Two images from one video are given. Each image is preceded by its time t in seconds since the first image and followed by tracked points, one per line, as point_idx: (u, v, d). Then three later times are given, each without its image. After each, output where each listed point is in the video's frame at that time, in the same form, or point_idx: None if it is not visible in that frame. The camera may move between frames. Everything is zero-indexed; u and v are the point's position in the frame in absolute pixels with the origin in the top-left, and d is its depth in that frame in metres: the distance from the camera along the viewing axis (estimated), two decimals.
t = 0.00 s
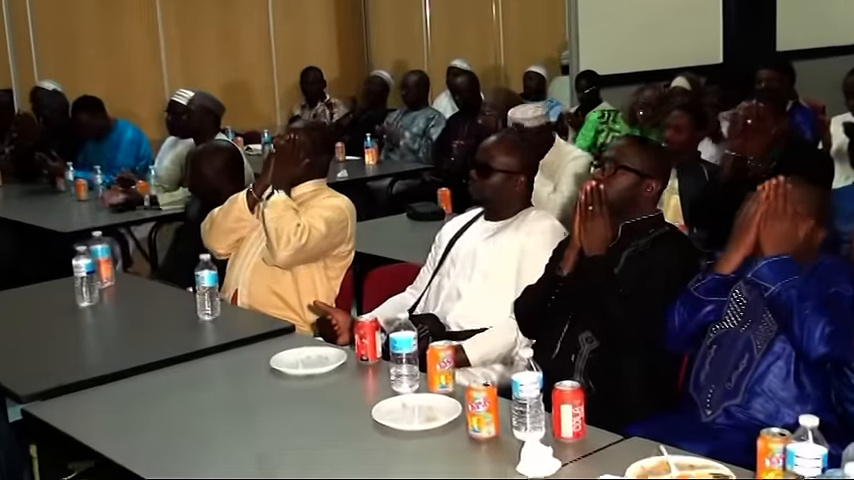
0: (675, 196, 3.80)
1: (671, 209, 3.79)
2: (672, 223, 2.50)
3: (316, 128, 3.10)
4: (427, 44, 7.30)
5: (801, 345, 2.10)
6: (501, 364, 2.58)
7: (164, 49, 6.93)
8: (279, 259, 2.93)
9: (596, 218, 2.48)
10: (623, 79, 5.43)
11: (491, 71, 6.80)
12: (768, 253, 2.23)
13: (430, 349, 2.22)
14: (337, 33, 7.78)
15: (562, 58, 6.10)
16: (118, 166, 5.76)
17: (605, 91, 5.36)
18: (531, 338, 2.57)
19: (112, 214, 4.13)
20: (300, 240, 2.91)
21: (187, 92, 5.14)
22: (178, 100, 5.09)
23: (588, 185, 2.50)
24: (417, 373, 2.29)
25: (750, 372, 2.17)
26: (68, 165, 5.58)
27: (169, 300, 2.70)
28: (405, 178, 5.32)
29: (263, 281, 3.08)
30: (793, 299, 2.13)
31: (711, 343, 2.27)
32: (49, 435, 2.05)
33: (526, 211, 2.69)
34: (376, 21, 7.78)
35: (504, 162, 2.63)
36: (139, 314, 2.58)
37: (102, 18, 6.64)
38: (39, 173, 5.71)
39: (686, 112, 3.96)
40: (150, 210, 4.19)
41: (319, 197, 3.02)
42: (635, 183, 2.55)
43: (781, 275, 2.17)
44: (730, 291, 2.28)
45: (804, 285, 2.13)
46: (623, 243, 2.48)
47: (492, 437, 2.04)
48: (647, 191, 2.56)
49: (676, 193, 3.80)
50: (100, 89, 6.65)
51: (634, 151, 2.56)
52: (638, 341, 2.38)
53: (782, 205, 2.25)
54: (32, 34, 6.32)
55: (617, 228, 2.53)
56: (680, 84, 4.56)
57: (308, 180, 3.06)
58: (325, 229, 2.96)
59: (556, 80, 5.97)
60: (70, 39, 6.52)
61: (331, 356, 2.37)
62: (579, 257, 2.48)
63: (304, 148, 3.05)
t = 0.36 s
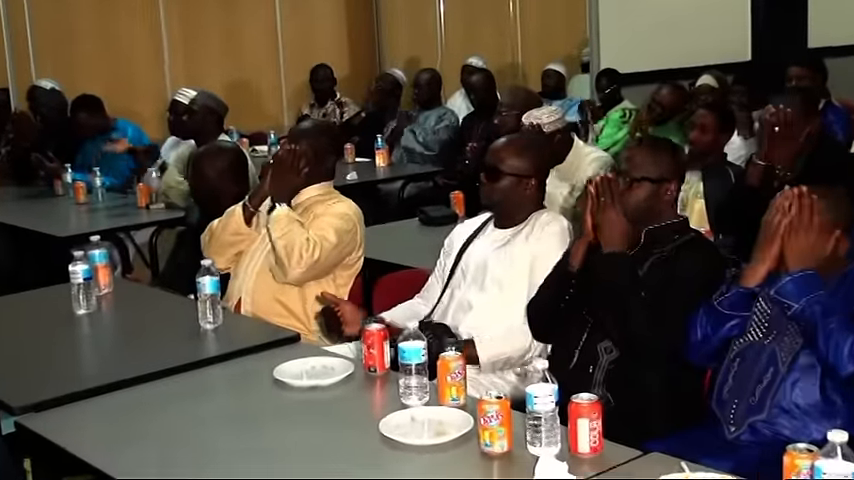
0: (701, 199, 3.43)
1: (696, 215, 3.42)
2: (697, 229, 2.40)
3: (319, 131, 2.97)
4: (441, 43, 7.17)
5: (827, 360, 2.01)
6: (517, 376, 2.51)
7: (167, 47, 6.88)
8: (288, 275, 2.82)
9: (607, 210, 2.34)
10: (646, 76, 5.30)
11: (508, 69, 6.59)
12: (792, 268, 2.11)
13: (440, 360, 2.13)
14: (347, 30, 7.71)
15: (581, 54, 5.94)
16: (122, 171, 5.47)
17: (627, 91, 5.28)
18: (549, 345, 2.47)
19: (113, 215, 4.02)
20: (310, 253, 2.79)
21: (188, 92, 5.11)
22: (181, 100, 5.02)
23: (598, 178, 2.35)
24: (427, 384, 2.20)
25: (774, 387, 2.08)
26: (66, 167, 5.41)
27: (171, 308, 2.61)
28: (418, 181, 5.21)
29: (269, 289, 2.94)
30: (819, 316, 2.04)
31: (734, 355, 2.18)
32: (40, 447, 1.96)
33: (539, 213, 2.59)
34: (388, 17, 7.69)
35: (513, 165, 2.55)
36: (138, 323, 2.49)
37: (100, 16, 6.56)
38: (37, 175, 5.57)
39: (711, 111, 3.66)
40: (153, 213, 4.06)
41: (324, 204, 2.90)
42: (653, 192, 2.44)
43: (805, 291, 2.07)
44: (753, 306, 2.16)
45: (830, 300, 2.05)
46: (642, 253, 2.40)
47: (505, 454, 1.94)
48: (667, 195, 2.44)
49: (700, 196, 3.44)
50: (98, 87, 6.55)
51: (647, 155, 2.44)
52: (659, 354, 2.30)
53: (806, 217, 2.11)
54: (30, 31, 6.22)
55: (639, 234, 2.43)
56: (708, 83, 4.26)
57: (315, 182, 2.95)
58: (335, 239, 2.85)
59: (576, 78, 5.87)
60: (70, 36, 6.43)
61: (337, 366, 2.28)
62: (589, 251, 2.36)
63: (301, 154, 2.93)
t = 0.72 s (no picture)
0: (718, 202, 3.29)
1: (712, 218, 3.28)
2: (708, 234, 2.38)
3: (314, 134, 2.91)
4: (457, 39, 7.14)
5: (840, 371, 1.96)
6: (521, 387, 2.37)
7: (176, 39, 6.77)
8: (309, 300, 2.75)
9: (625, 213, 2.35)
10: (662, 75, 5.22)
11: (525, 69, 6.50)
12: (805, 281, 2.08)
13: (445, 367, 2.09)
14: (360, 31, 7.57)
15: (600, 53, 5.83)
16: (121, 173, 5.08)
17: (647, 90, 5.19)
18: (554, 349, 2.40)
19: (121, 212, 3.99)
20: (333, 278, 2.72)
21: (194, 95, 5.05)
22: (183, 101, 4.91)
23: (617, 178, 2.38)
24: (433, 391, 2.17)
25: (786, 395, 2.01)
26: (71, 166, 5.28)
27: (176, 312, 2.59)
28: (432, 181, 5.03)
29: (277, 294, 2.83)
30: (834, 328, 1.97)
31: (747, 363, 2.11)
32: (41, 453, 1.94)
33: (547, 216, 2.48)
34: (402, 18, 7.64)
35: (517, 170, 2.47)
36: (142, 327, 2.48)
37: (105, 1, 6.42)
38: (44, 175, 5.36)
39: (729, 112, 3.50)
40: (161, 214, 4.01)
41: (330, 214, 2.79)
42: (657, 202, 2.38)
43: (819, 301, 2.02)
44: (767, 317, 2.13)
45: (843, 311, 1.97)
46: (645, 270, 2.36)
47: (510, 463, 1.90)
48: (673, 202, 2.40)
49: (718, 199, 3.29)
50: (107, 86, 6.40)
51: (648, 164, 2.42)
52: (668, 361, 2.28)
53: (821, 231, 2.10)
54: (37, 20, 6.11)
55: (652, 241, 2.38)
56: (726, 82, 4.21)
57: (320, 189, 2.85)
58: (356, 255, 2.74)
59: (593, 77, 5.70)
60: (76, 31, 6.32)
61: (342, 373, 2.26)
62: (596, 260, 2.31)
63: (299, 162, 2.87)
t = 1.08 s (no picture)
0: (736, 207, 3.33)
1: (730, 223, 3.30)
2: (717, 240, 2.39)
3: (314, 139, 2.88)
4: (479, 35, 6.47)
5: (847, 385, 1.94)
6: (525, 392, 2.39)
7: (201, 36, 6.31)
8: (307, 316, 2.68)
9: (632, 221, 2.38)
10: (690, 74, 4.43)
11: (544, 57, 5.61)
12: (809, 300, 2.06)
13: (452, 371, 2.09)
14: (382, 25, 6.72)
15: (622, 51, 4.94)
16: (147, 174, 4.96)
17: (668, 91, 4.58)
18: (563, 357, 2.42)
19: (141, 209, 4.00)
20: (330, 286, 2.67)
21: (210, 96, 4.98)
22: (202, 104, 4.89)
23: (625, 189, 2.39)
24: (440, 395, 2.18)
25: (793, 402, 2.01)
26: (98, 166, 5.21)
27: (191, 315, 2.63)
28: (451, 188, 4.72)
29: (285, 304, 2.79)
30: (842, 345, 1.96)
31: (754, 371, 2.12)
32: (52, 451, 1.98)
33: (566, 223, 2.50)
34: (427, 19, 6.87)
35: (536, 172, 2.46)
36: (157, 330, 2.53)
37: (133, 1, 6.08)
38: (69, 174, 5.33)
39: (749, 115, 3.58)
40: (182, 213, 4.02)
41: (336, 221, 2.77)
42: (665, 209, 2.38)
43: (827, 321, 2.01)
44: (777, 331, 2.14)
45: (851, 332, 1.96)
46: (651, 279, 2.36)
47: (514, 469, 1.86)
48: (683, 208, 2.39)
49: (735, 204, 3.34)
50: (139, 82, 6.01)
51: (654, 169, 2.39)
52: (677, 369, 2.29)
53: (832, 251, 2.06)
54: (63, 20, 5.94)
55: (658, 246, 2.38)
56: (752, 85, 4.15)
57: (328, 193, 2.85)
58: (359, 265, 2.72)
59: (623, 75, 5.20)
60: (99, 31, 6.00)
61: (352, 376, 2.28)
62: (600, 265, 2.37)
63: (305, 167, 2.85)
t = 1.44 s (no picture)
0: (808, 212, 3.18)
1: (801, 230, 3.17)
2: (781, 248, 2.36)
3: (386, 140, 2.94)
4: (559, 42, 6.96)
5: None
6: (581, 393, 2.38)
7: (281, 33, 6.43)
8: (373, 316, 2.77)
9: (680, 257, 2.24)
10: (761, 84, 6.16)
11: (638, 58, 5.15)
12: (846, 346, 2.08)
13: (510, 372, 2.11)
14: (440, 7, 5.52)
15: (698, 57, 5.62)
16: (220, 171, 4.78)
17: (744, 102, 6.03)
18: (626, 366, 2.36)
19: (220, 204, 4.08)
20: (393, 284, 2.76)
21: (280, 100, 4.93)
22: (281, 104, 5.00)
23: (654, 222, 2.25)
24: (500, 396, 2.21)
25: None
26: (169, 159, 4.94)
27: (262, 311, 2.72)
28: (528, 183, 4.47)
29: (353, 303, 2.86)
30: None
31: (815, 378, 2.10)
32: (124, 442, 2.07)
33: (633, 227, 2.49)
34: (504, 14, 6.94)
35: (604, 175, 2.44)
36: (228, 326, 2.61)
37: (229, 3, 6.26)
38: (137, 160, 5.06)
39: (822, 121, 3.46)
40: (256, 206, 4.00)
41: (403, 219, 2.83)
42: (726, 218, 2.44)
43: None
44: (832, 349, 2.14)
45: None
46: (716, 288, 2.33)
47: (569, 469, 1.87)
48: (745, 218, 2.43)
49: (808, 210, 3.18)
50: (216, 75, 6.26)
51: (720, 178, 2.45)
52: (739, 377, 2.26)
53: None
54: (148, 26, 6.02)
55: (722, 254, 2.39)
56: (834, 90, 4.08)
57: (394, 194, 2.90)
58: (425, 264, 2.79)
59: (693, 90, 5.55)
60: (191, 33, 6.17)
61: (414, 374, 2.31)
62: (661, 292, 2.33)
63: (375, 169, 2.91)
